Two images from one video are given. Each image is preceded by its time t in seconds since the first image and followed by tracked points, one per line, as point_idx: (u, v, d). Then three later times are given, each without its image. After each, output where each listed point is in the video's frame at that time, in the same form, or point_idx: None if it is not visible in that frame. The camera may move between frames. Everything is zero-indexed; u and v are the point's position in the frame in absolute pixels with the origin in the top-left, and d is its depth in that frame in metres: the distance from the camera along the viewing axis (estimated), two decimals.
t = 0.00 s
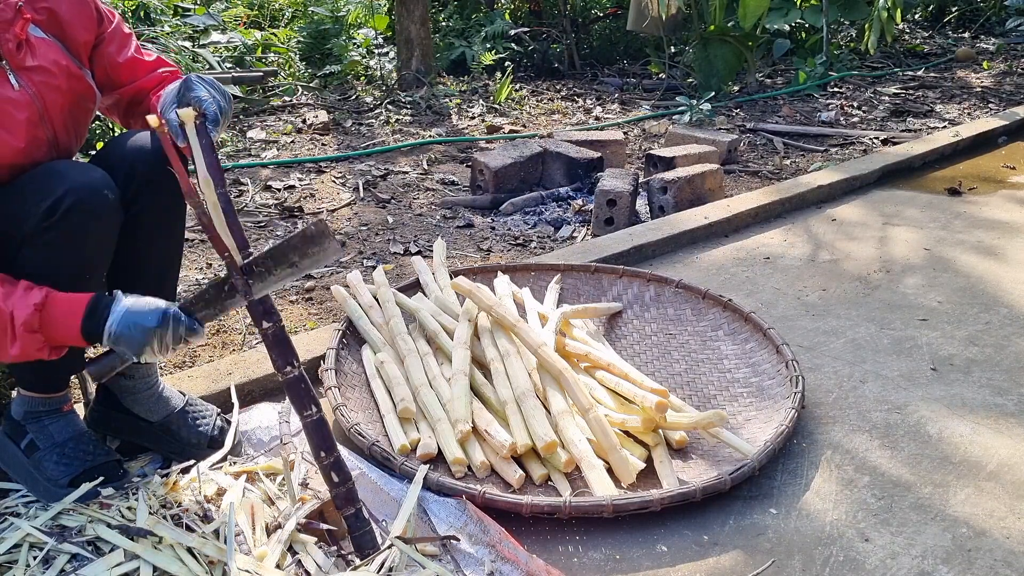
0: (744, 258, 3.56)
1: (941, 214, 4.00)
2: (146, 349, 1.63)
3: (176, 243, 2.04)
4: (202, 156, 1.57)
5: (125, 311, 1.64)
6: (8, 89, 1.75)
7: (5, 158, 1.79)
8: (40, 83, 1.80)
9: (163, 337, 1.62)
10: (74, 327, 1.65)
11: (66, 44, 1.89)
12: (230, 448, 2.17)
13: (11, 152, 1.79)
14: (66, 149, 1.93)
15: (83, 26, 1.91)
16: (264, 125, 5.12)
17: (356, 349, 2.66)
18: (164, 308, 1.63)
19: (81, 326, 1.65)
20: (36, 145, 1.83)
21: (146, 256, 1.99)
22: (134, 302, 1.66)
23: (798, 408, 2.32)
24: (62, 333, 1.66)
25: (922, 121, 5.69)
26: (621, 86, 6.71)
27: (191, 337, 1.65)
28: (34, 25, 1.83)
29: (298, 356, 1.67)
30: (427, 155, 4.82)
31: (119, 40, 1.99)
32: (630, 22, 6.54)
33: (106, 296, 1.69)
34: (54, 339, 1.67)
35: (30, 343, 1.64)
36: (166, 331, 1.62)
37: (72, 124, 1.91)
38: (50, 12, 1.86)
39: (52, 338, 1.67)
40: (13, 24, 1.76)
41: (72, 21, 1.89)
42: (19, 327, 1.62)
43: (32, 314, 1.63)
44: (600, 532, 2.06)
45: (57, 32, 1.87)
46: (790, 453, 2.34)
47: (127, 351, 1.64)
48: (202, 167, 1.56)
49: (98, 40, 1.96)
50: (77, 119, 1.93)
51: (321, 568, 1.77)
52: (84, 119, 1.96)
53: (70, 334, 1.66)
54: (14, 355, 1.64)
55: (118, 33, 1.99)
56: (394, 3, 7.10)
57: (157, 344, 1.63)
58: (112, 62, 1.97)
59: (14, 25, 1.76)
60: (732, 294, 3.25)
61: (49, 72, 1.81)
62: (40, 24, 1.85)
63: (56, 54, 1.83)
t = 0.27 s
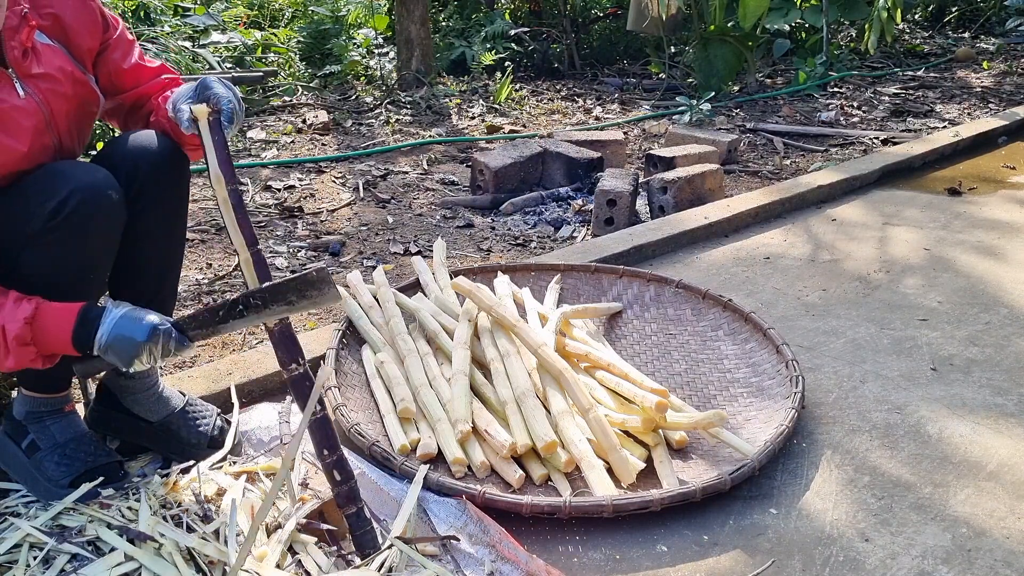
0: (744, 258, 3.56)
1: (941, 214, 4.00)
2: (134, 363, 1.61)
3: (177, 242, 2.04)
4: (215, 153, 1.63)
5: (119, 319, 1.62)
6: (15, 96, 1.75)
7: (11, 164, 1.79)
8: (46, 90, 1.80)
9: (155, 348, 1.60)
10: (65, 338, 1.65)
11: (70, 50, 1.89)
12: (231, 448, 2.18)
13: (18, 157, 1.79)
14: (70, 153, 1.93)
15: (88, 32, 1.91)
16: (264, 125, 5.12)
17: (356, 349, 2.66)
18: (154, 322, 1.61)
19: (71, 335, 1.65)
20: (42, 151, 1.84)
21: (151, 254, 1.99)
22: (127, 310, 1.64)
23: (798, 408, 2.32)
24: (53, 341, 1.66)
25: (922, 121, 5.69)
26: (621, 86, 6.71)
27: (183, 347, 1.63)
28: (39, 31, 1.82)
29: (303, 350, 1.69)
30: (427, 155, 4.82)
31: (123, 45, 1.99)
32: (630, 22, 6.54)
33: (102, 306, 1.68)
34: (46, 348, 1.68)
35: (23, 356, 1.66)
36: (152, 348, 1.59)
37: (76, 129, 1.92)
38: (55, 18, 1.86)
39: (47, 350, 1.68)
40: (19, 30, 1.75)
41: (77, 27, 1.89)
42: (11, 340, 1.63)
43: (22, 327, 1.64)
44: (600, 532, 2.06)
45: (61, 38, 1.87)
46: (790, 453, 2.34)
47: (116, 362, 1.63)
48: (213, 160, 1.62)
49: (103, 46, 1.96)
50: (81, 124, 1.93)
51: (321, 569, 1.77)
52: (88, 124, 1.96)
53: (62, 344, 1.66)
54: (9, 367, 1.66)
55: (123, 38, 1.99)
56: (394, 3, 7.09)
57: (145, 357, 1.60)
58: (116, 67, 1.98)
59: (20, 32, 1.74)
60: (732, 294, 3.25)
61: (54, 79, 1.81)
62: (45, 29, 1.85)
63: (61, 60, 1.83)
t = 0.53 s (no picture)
0: (744, 258, 3.56)
1: (941, 214, 4.00)
2: (105, 206, 1.61)
3: (178, 242, 2.03)
4: (189, 162, 1.64)
5: (70, 186, 1.62)
6: (10, 95, 1.75)
7: (7, 163, 1.79)
8: (42, 88, 1.80)
9: (115, 188, 1.60)
10: (34, 229, 1.63)
11: (68, 48, 1.89)
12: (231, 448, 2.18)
13: (14, 156, 1.79)
14: (69, 152, 1.93)
15: (86, 31, 1.91)
16: (264, 125, 5.12)
17: (356, 350, 2.66)
18: (101, 163, 1.61)
19: (37, 220, 1.63)
20: (39, 150, 1.84)
21: (152, 254, 1.99)
22: (73, 178, 1.64)
23: (798, 408, 2.32)
24: (24, 239, 1.63)
25: (922, 121, 5.69)
26: (621, 86, 6.71)
27: (149, 181, 1.63)
28: (36, 29, 1.83)
29: (294, 353, 1.72)
30: (427, 155, 4.82)
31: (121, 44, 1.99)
32: (630, 22, 6.53)
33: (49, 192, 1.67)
34: (29, 253, 1.65)
35: (4, 268, 1.62)
36: (114, 182, 1.60)
37: (75, 128, 1.91)
38: (53, 17, 1.86)
39: (26, 255, 1.65)
40: (15, 28, 1.75)
41: (74, 25, 1.89)
42: None
43: None
44: (600, 532, 2.06)
45: (59, 37, 1.88)
46: (790, 453, 2.34)
47: (89, 219, 1.63)
48: (188, 170, 1.64)
49: (101, 45, 1.96)
50: (80, 123, 1.92)
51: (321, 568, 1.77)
52: (87, 123, 1.95)
53: (35, 237, 1.64)
54: None
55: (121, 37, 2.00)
56: (394, 3, 7.10)
57: (110, 194, 1.60)
58: (114, 66, 1.97)
59: (17, 30, 1.75)
60: (732, 294, 3.25)
61: (50, 77, 1.81)
62: (42, 28, 1.85)
63: (58, 58, 1.83)
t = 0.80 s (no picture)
0: (744, 258, 3.56)
1: (941, 214, 4.00)
2: (92, 169, 1.64)
3: (177, 242, 2.03)
4: (170, 167, 1.64)
5: (51, 155, 1.64)
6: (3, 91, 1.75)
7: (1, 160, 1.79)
8: (37, 85, 1.80)
9: (99, 150, 1.64)
10: (21, 201, 1.64)
11: (63, 46, 1.89)
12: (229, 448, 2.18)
13: (9, 154, 1.80)
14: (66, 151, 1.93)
15: (81, 29, 1.91)
16: (264, 125, 5.12)
17: (356, 350, 2.66)
18: (79, 128, 1.64)
19: (23, 192, 1.64)
20: (34, 147, 1.84)
21: (150, 254, 1.99)
22: (53, 149, 1.67)
23: (798, 408, 2.32)
24: (12, 213, 1.64)
25: (922, 121, 5.69)
26: (621, 86, 6.71)
27: (133, 145, 1.68)
28: (31, 27, 1.83)
29: (284, 357, 1.72)
30: (427, 155, 4.82)
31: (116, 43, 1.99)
32: (630, 22, 6.52)
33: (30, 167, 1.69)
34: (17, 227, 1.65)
35: None
36: (97, 144, 1.63)
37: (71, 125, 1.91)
38: (48, 14, 1.86)
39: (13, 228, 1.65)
40: (9, 25, 1.76)
41: (70, 23, 1.89)
42: None
43: None
44: (600, 532, 2.06)
45: (54, 34, 1.87)
46: (790, 453, 2.34)
47: (76, 186, 1.65)
48: (171, 177, 1.64)
49: (96, 43, 1.96)
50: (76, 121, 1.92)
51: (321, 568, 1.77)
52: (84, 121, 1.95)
53: (22, 209, 1.65)
54: None
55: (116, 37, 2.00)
56: (394, 3, 7.10)
57: (95, 156, 1.64)
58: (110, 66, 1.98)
59: (11, 26, 1.76)
60: (732, 294, 3.25)
61: (45, 74, 1.81)
62: (38, 25, 1.85)
63: (53, 55, 1.82)
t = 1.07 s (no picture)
0: (745, 258, 3.56)
1: (941, 214, 4.00)
2: (97, 197, 1.63)
3: (177, 243, 2.03)
4: (169, 170, 1.63)
5: (58, 176, 1.63)
6: (2, 90, 1.75)
7: None
8: (36, 85, 1.80)
9: (105, 180, 1.62)
10: (21, 218, 1.63)
11: (64, 46, 1.89)
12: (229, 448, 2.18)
13: (8, 154, 1.79)
14: (65, 151, 1.93)
15: (81, 29, 1.91)
16: (264, 125, 5.12)
17: (356, 350, 2.66)
18: (92, 155, 1.62)
19: (25, 210, 1.62)
20: (33, 146, 1.83)
21: (150, 253, 1.99)
22: (61, 167, 1.65)
23: (798, 408, 2.32)
24: (10, 229, 1.63)
25: (922, 121, 5.69)
26: (621, 86, 6.71)
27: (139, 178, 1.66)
28: (32, 26, 1.83)
29: (283, 357, 1.72)
30: (427, 155, 4.82)
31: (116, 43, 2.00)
32: (630, 22, 6.53)
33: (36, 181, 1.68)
34: (15, 242, 1.64)
35: None
36: (106, 174, 1.62)
37: (70, 125, 1.91)
38: (49, 14, 1.86)
39: (12, 243, 1.64)
40: (10, 25, 1.76)
41: (70, 23, 1.89)
42: None
43: None
44: (600, 532, 2.06)
45: (55, 34, 1.88)
46: (790, 453, 2.34)
47: (78, 211, 1.64)
48: (170, 180, 1.64)
49: (96, 43, 1.96)
50: (75, 120, 1.92)
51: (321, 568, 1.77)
52: (82, 120, 1.95)
53: (22, 226, 1.63)
54: None
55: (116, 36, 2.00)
56: (394, 3, 7.10)
57: (102, 186, 1.62)
58: (109, 66, 1.98)
59: (12, 26, 1.76)
60: (732, 294, 3.25)
61: (45, 73, 1.80)
62: (38, 25, 1.85)
63: (53, 55, 1.82)
